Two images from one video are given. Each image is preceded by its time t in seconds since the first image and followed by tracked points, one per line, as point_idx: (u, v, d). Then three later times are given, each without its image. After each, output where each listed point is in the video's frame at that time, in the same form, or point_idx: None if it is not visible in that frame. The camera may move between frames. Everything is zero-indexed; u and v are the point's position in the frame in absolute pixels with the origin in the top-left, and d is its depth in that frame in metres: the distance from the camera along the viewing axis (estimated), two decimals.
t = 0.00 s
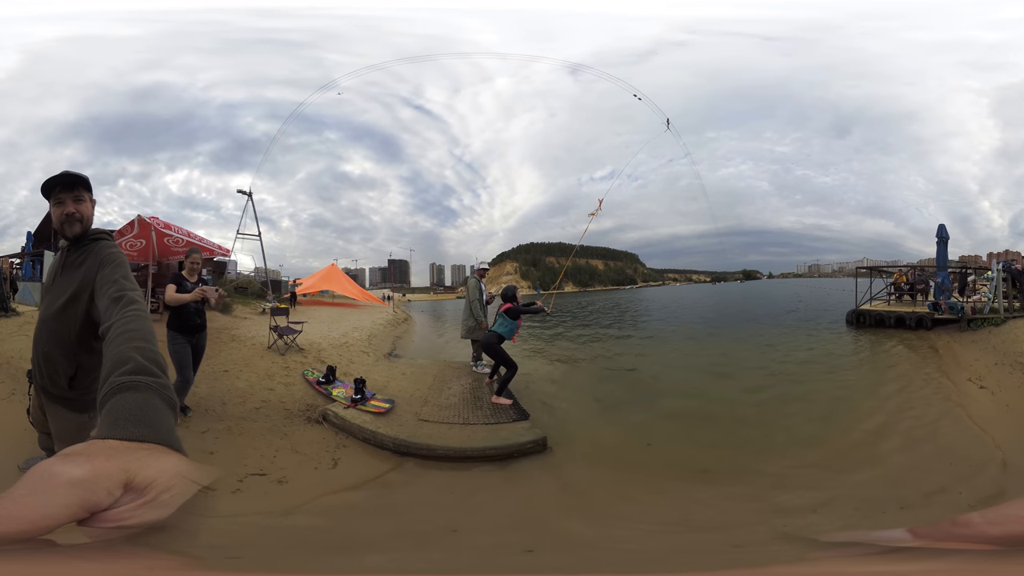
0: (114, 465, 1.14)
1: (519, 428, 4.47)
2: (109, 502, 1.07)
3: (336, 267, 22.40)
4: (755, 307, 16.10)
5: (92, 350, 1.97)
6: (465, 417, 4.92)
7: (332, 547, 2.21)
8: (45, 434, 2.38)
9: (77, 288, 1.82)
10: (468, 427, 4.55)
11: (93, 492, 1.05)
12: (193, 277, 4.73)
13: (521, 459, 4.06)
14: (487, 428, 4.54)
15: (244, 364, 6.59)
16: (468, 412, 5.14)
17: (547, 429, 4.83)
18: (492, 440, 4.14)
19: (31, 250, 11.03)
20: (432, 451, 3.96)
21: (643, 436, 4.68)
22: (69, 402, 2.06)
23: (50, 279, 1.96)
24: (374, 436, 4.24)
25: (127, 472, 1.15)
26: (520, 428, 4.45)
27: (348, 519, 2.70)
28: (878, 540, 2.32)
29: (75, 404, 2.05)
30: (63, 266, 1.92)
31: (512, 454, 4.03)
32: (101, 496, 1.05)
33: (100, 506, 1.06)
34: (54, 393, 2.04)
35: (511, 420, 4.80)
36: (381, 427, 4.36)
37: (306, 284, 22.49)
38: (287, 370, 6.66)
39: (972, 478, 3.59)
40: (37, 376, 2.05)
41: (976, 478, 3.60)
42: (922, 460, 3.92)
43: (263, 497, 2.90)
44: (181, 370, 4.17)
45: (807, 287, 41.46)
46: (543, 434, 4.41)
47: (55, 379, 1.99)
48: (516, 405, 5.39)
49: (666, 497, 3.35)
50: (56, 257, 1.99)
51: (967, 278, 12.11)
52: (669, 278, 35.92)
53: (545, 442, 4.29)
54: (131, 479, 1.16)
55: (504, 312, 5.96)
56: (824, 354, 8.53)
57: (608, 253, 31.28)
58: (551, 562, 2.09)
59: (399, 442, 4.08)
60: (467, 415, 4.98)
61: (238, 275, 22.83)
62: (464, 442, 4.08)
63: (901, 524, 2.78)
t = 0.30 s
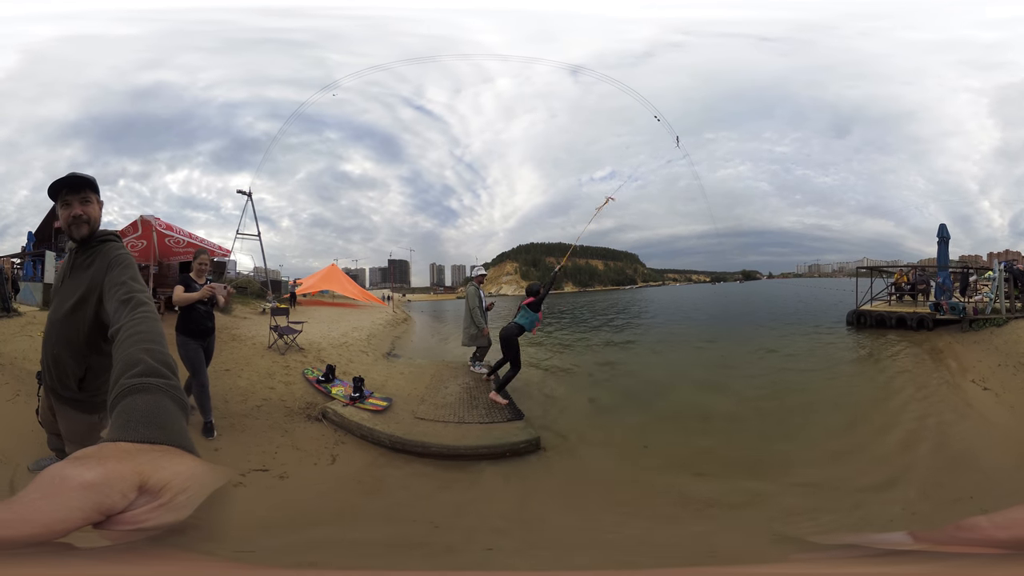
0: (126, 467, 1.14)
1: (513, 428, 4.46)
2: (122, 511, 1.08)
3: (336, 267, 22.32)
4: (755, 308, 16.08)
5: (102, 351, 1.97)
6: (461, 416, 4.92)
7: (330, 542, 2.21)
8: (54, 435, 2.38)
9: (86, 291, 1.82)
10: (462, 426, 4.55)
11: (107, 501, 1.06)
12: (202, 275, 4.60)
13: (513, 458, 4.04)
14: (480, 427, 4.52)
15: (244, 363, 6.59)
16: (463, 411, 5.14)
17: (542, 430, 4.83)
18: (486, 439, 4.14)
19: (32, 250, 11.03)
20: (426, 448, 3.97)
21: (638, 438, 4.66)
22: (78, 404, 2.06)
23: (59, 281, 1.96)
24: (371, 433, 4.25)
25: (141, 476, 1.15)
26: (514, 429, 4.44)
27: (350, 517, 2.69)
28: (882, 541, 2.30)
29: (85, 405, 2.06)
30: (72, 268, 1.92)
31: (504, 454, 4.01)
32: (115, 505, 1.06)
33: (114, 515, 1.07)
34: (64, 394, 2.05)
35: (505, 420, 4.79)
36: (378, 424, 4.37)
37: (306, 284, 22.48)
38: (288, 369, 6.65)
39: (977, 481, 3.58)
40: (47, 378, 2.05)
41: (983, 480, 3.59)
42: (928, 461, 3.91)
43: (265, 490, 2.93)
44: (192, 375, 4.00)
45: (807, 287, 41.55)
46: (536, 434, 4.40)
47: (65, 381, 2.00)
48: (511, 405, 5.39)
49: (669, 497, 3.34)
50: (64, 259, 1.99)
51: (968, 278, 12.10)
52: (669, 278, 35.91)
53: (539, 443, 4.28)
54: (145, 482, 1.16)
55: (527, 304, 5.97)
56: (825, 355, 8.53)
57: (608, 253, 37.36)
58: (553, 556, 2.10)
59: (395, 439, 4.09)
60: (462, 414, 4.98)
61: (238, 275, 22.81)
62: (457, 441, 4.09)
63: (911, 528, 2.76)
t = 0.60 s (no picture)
0: (140, 468, 1.13)
1: (507, 428, 4.45)
2: (138, 507, 1.08)
3: (336, 267, 22.27)
4: (756, 309, 16.06)
5: (112, 352, 1.98)
6: (456, 415, 4.91)
7: (331, 537, 2.21)
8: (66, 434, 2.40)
9: (95, 292, 1.82)
10: (456, 424, 4.55)
11: (120, 498, 1.06)
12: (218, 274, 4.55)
13: (505, 457, 4.03)
14: (474, 426, 4.53)
15: (245, 362, 6.60)
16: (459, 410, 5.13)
17: (533, 430, 4.81)
18: (479, 438, 4.14)
19: (33, 250, 11.02)
20: (421, 445, 3.98)
21: (629, 441, 4.59)
22: (92, 404, 2.08)
23: (68, 284, 1.97)
24: (367, 430, 4.26)
25: (154, 474, 1.15)
26: (507, 429, 4.43)
27: (352, 515, 2.69)
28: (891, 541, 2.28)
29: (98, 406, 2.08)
30: (80, 270, 1.92)
31: (494, 454, 3.99)
32: (130, 501, 1.06)
33: (130, 511, 1.06)
34: (76, 396, 2.06)
35: (499, 420, 4.78)
36: (375, 422, 4.38)
37: (306, 284, 22.47)
38: (288, 368, 6.66)
39: (980, 482, 3.56)
40: (58, 381, 2.06)
41: (990, 481, 3.58)
42: (935, 463, 3.91)
43: (265, 486, 2.93)
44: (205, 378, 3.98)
45: (806, 288, 41.74)
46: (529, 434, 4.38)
47: (77, 383, 2.01)
48: (506, 405, 5.40)
49: (674, 497, 3.33)
50: (73, 261, 1.99)
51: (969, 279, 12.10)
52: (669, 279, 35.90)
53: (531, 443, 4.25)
54: (158, 480, 1.16)
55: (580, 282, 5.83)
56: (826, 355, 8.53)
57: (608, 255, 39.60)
58: (555, 554, 2.10)
59: (391, 436, 4.10)
60: (457, 413, 4.98)
61: (238, 275, 22.83)
62: (449, 439, 4.10)
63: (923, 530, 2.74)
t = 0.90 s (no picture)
0: (160, 467, 1.13)
1: (500, 427, 4.43)
2: (167, 506, 1.07)
3: (335, 267, 22.21)
4: (757, 309, 16.07)
5: (123, 352, 1.99)
6: (452, 412, 4.93)
7: (329, 532, 2.22)
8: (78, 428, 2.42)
9: (103, 293, 1.83)
10: (452, 422, 4.56)
11: (147, 497, 1.04)
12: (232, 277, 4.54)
13: (499, 455, 4.02)
14: (470, 423, 4.54)
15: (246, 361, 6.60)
16: (455, 408, 5.14)
17: (527, 430, 4.81)
18: (474, 435, 4.15)
19: (33, 249, 11.00)
20: (416, 441, 3.99)
21: (623, 441, 4.57)
22: (107, 404, 2.10)
23: (75, 286, 1.98)
24: (364, 427, 4.27)
25: (175, 473, 1.14)
26: (503, 426, 4.44)
27: (355, 514, 2.69)
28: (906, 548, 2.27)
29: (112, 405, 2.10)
30: (88, 272, 1.93)
31: (488, 451, 3.99)
32: (157, 500, 1.05)
33: (161, 510, 1.05)
34: (89, 397, 2.08)
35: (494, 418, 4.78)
36: (374, 418, 4.39)
37: (306, 284, 22.44)
38: (288, 367, 6.66)
39: (980, 485, 3.56)
40: (71, 383, 2.08)
41: (997, 485, 3.57)
42: (940, 465, 3.91)
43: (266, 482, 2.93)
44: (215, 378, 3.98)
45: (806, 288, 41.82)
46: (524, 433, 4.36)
47: (89, 384, 2.03)
48: (501, 403, 5.42)
49: (679, 498, 3.32)
50: (79, 264, 2.00)
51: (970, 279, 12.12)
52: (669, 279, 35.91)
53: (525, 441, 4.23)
54: (180, 478, 1.15)
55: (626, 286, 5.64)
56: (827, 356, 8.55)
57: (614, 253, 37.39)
58: (565, 553, 2.10)
59: (389, 433, 4.12)
60: (453, 411, 4.99)
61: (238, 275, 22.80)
62: (445, 435, 4.11)
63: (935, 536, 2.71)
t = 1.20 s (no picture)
0: (194, 472, 1.12)
1: (490, 423, 4.44)
2: (200, 512, 1.06)
3: (334, 267, 22.17)
4: (755, 311, 16.09)
5: (141, 359, 1.99)
6: (446, 409, 4.95)
7: (329, 525, 2.22)
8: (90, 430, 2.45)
9: (122, 301, 1.82)
10: (445, 418, 4.58)
11: (181, 503, 1.04)
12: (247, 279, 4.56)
13: (489, 452, 4.03)
14: (462, 420, 4.55)
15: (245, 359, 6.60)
16: (447, 405, 5.16)
17: (519, 428, 4.82)
18: (464, 430, 4.16)
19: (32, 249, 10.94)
20: (410, 436, 4.02)
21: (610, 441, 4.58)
22: (125, 411, 2.10)
23: (91, 293, 1.97)
24: (361, 422, 4.29)
25: (211, 478, 1.13)
26: (493, 422, 4.47)
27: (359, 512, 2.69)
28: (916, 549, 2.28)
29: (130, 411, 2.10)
30: (105, 279, 1.92)
31: (478, 447, 3.99)
32: (190, 506, 1.04)
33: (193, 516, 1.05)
34: (107, 404, 2.07)
35: (485, 415, 4.79)
36: (370, 414, 4.40)
37: (304, 283, 22.39)
38: (287, 365, 6.65)
39: (977, 488, 3.57)
40: (88, 391, 2.07)
41: (1002, 489, 3.57)
42: (943, 469, 3.91)
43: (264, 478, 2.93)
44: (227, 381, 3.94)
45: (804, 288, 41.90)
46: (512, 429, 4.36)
47: (108, 392, 2.02)
48: (494, 401, 5.44)
49: (684, 501, 3.32)
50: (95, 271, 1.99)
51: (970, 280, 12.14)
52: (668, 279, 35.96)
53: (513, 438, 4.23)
54: (216, 483, 1.13)
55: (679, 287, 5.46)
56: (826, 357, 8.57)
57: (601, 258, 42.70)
58: (574, 553, 2.10)
59: (385, 427, 4.13)
60: (446, 408, 5.01)
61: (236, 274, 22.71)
62: (438, 430, 4.14)
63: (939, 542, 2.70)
